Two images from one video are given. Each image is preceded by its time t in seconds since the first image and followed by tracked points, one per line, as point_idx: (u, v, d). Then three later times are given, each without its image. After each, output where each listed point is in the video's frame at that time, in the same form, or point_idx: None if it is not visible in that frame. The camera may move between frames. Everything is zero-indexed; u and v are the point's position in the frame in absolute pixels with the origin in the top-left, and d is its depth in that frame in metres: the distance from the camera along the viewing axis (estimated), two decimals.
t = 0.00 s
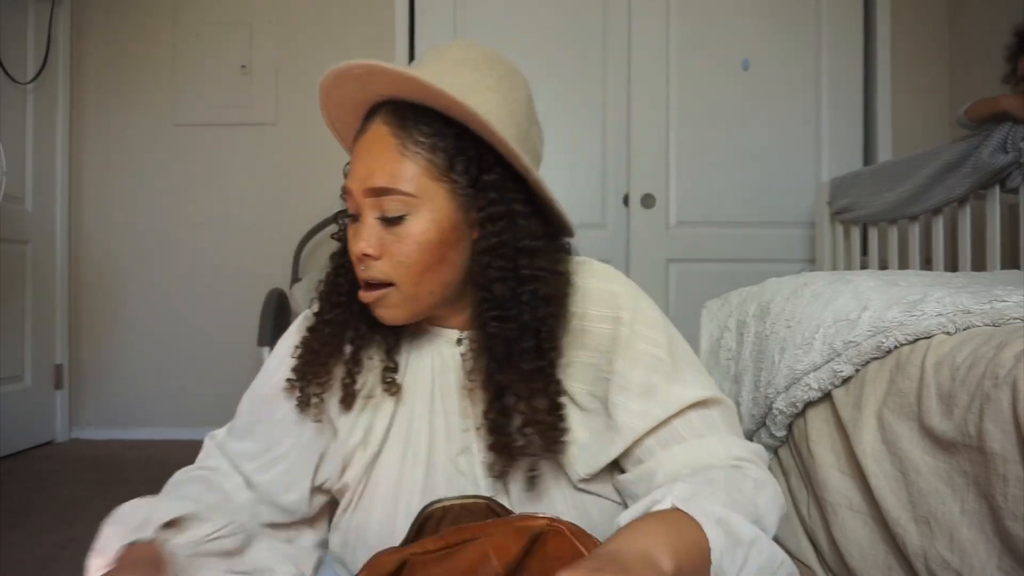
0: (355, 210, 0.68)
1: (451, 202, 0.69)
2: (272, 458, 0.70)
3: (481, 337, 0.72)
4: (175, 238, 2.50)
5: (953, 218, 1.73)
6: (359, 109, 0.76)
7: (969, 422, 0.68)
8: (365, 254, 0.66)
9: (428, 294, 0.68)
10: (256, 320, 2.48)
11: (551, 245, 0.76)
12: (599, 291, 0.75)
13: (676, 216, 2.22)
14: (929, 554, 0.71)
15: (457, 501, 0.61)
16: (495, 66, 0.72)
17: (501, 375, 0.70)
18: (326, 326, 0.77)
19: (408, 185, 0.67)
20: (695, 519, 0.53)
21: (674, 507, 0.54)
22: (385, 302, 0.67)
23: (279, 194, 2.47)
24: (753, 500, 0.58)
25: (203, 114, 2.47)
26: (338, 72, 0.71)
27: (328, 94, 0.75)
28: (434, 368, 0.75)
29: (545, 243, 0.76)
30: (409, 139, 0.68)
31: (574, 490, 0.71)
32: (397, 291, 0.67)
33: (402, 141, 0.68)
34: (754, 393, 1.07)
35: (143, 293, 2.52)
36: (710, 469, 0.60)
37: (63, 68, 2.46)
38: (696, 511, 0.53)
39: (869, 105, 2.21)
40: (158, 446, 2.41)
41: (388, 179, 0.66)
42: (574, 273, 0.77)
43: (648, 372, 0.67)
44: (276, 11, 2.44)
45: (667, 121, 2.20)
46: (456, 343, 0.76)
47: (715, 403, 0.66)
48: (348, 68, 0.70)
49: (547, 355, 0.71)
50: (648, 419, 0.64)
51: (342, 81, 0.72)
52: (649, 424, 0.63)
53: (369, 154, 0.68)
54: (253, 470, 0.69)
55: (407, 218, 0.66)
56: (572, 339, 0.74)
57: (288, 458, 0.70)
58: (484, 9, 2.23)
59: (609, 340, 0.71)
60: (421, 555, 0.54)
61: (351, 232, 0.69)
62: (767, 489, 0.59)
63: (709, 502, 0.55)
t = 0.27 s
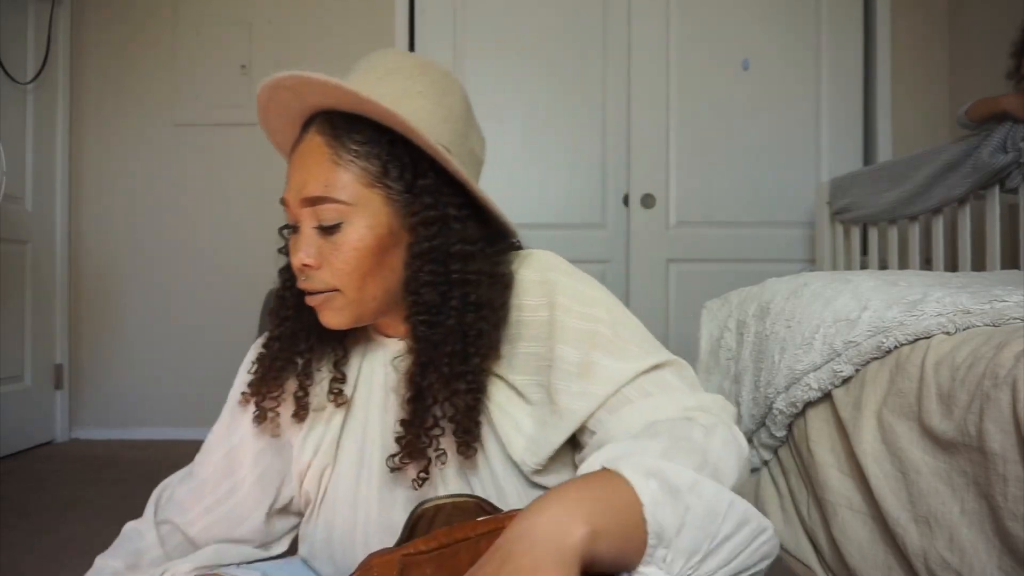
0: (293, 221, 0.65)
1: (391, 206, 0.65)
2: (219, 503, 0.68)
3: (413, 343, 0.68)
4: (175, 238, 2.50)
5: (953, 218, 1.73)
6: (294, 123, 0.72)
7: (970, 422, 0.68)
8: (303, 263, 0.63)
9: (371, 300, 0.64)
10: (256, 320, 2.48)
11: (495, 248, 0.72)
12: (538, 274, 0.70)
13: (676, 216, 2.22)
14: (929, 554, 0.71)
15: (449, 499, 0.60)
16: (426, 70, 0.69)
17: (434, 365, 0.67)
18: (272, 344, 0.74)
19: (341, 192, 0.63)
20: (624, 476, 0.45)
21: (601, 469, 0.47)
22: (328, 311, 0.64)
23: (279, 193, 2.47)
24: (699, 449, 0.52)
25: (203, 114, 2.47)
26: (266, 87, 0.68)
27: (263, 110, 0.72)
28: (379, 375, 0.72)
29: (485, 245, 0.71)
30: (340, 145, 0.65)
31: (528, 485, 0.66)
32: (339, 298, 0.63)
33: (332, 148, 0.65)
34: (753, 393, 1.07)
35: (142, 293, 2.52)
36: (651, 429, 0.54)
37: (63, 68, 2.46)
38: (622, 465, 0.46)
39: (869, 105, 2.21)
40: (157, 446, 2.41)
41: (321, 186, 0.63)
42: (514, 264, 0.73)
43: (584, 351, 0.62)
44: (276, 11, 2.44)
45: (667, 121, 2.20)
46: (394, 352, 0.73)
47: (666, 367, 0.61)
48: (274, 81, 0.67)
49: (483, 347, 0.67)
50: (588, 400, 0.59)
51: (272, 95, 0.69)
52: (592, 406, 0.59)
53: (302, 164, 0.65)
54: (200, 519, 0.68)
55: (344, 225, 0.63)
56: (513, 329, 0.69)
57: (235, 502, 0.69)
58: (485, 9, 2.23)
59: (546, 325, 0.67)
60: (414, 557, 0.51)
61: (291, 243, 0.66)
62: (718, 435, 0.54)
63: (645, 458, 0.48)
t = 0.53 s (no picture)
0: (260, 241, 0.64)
1: (360, 222, 0.65)
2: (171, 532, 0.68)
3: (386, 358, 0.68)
4: (175, 237, 2.50)
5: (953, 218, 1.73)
6: (255, 141, 0.71)
7: (970, 422, 0.68)
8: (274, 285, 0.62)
9: (345, 316, 0.64)
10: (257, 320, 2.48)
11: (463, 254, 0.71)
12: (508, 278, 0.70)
13: (676, 216, 2.22)
14: (929, 554, 0.71)
15: (447, 502, 0.61)
16: (382, 85, 0.69)
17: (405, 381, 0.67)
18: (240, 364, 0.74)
19: (308, 211, 0.62)
20: (611, 511, 0.46)
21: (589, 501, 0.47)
22: (302, 331, 0.63)
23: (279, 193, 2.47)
24: (683, 466, 0.52)
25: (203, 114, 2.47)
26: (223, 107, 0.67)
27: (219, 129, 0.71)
28: (357, 393, 0.73)
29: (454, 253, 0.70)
30: (302, 163, 0.64)
31: (514, 490, 0.69)
32: (314, 317, 0.63)
33: (296, 168, 0.64)
34: (754, 393, 1.07)
35: (142, 293, 2.51)
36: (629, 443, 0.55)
37: (63, 68, 2.46)
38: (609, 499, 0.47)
39: (869, 104, 2.21)
40: (157, 446, 2.41)
41: (287, 206, 0.62)
42: (485, 268, 0.73)
43: (557, 356, 0.63)
44: (276, 10, 2.44)
45: (667, 121, 2.20)
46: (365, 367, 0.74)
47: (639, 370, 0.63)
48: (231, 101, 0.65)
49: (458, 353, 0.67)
50: (563, 406, 0.61)
51: (232, 114, 0.68)
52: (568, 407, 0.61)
53: (265, 184, 0.64)
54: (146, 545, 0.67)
55: (313, 244, 0.62)
56: (487, 334, 0.70)
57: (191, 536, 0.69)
58: (485, 9, 2.23)
59: (519, 329, 0.67)
60: (411, 561, 0.54)
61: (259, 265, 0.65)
62: (696, 449, 0.55)
63: (624, 488, 0.49)
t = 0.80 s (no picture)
0: (348, 219, 0.65)
1: (440, 206, 0.69)
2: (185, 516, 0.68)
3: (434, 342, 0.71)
4: (175, 238, 2.50)
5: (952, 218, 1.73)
6: (312, 118, 0.71)
7: (970, 422, 0.68)
8: (372, 262, 0.64)
9: (427, 297, 0.68)
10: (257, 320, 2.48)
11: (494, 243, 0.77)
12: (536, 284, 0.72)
13: (676, 216, 2.22)
14: (929, 554, 0.71)
15: (448, 502, 0.60)
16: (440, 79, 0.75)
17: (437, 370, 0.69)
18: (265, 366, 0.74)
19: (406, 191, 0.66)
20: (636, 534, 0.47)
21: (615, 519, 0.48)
22: (390, 310, 0.66)
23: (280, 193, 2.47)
24: (702, 489, 0.53)
25: (203, 114, 2.47)
26: (305, 79, 0.66)
27: (277, 102, 0.69)
28: (383, 390, 0.75)
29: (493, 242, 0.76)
30: (398, 144, 0.67)
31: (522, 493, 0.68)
32: (403, 296, 0.66)
33: (389, 148, 0.67)
34: (753, 393, 1.07)
35: (142, 293, 2.52)
36: (652, 458, 0.56)
37: (63, 68, 2.46)
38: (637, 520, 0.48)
39: (869, 104, 2.22)
40: (157, 446, 2.41)
41: (388, 187, 0.65)
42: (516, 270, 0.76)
43: (582, 363, 0.64)
44: (276, 10, 2.44)
45: (667, 121, 2.20)
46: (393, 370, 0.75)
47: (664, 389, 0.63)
48: (326, 74, 0.65)
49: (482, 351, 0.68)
50: (585, 415, 0.62)
51: (303, 88, 0.67)
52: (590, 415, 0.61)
53: (358, 161, 0.66)
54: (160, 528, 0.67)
55: (409, 224, 0.66)
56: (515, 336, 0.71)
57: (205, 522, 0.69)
58: (485, 9, 2.23)
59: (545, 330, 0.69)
60: (413, 561, 0.54)
61: (344, 242, 0.66)
62: (717, 476, 0.55)
63: (651, 511, 0.50)
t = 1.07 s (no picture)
0: (438, 177, 0.74)
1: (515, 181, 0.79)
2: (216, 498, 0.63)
3: (495, 315, 0.79)
4: (176, 238, 2.50)
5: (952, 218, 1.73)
6: (403, 90, 0.81)
7: (970, 422, 0.68)
8: (459, 215, 0.72)
9: (498, 259, 0.76)
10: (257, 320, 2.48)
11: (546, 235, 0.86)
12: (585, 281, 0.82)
13: (676, 216, 2.22)
14: (929, 554, 0.71)
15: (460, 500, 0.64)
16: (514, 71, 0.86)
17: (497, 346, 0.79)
18: (342, 332, 0.80)
19: (491, 159, 0.75)
20: (629, 533, 0.54)
21: (610, 515, 0.56)
22: (467, 265, 0.73)
23: (279, 193, 2.47)
24: (702, 497, 0.60)
25: (203, 114, 2.47)
26: (411, 46, 0.76)
27: (376, 68, 0.78)
28: (448, 353, 0.81)
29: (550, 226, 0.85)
30: (485, 117, 0.78)
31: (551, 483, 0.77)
32: (481, 254, 0.74)
33: (479, 118, 0.77)
34: (753, 393, 1.07)
35: (143, 293, 2.52)
36: (656, 462, 0.63)
37: (62, 68, 2.46)
38: (630, 519, 0.56)
39: (869, 105, 2.22)
40: (157, 446, 2.41)
41: (478, 152, 0.75)
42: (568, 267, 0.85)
43: (615, 356, 0.73)
44: (276, 10, 2.44)
45: (667, 122, 2.21)
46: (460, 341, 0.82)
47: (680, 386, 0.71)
48: (432, 42, 0.76)
49: (537, 334, 0.77)
50: (609, 399, 0.69)
51: (407, 55, 0.77)
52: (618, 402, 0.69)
53: (452, 126, 0.75)
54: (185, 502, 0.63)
55: (490, 189, 0.75)
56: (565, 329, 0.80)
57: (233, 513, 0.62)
58: (485, 9, 2.23)
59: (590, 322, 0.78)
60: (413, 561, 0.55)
61: (431, 198, 0.74)
62: (720, 484, 0.62)
63: (651, 515, 0.56)
